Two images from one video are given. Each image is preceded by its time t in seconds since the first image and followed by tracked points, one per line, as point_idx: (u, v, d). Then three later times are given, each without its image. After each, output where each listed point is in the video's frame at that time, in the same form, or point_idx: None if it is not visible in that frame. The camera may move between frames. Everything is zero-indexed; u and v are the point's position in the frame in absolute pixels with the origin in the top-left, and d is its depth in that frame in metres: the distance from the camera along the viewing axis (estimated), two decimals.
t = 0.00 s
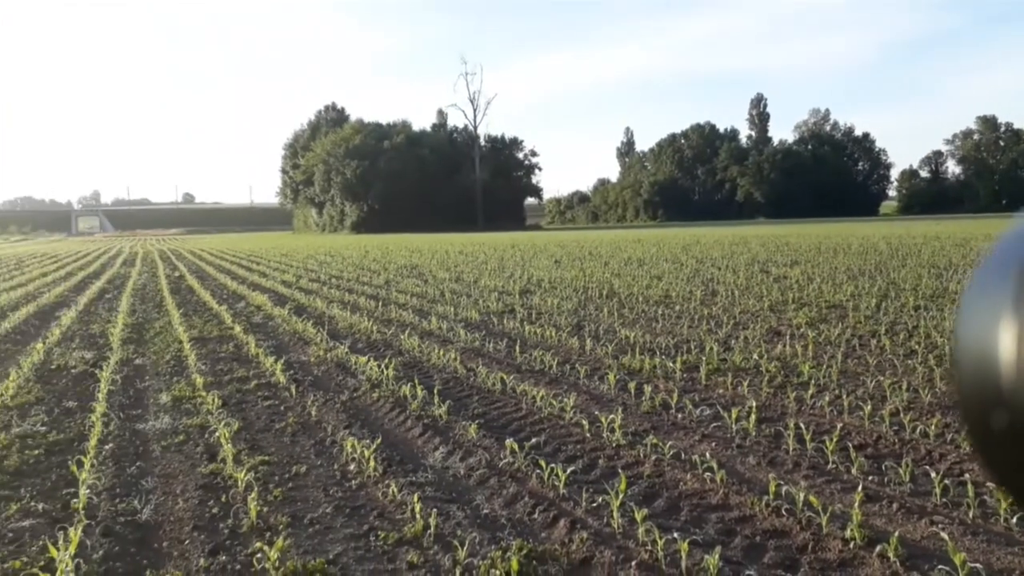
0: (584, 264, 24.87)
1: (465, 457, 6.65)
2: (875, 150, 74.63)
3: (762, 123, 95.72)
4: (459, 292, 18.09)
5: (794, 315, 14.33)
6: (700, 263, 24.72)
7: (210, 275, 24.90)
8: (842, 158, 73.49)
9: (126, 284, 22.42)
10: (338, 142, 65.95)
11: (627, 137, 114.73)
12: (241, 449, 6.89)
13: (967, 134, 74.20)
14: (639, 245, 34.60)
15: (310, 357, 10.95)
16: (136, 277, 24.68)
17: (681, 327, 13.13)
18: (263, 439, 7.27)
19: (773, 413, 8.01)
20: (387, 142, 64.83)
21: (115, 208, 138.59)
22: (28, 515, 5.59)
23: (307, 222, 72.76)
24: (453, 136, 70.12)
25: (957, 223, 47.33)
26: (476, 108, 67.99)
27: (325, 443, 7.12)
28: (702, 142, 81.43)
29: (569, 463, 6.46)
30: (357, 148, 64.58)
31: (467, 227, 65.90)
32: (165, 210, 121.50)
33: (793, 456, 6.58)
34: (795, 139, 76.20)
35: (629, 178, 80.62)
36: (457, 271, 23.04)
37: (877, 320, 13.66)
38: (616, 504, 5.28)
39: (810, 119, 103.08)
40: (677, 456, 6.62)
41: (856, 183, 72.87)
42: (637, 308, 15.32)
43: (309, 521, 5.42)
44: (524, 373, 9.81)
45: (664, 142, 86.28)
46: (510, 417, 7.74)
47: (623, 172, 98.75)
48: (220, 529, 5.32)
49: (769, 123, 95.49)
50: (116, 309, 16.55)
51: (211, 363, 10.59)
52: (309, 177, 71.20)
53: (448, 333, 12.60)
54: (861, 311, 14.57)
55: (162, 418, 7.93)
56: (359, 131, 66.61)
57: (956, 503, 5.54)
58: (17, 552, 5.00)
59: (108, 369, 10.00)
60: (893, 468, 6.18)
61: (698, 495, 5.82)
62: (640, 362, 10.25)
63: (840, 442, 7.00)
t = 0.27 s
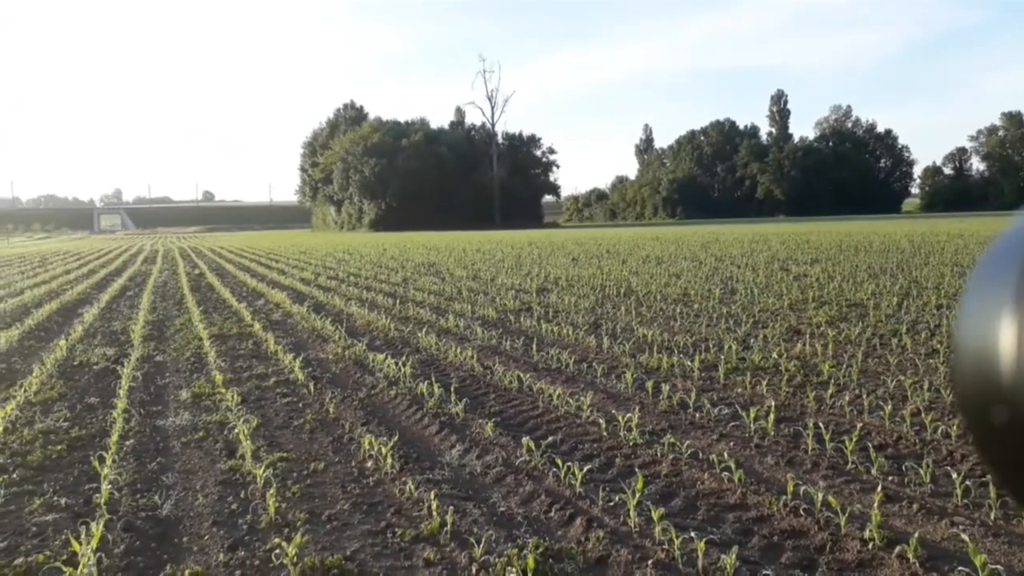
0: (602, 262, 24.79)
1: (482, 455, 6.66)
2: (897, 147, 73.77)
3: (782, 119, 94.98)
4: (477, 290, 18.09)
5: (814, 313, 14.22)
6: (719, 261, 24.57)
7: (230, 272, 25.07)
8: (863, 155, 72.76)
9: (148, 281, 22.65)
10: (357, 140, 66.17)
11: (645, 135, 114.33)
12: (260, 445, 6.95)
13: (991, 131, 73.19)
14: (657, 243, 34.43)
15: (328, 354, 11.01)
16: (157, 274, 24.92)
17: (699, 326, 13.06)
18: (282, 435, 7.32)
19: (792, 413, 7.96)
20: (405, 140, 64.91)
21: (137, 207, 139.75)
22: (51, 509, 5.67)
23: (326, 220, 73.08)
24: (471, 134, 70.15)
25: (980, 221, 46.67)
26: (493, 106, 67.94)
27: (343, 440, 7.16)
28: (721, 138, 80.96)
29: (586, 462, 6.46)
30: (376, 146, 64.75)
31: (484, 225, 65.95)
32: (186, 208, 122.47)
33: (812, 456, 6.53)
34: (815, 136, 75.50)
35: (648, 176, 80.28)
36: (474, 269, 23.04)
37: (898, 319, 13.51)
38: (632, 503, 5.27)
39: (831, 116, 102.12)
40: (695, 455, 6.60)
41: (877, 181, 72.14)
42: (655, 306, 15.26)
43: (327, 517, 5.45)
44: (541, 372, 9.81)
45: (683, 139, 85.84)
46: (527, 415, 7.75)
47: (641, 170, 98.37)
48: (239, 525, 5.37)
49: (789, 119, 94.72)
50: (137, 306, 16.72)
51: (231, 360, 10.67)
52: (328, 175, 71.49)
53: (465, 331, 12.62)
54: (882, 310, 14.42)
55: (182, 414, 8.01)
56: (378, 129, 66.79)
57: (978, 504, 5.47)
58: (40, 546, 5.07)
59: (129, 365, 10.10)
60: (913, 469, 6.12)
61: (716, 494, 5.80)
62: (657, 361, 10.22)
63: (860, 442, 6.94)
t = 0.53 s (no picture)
0: (612, 260, 24.72)
1: (490, 453, 6.66)
2: (910, 144, 73.14)
3: (795, 116, 94.44)
4: (487, 288, 18.07)
5: (826, 311, 14.16)
6: (730, 259, 24.44)
7: (241, 270, 25.17)
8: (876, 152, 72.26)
9: (160, 278, 22.76)
10: (367, 138, 66.24)
11: (657, 132, 114.01)
12: (270, 443, 6.97)
13: (1006, 127, 72.53)
14: (667, 241, 34.30)
15: (338, 352, 11.04)
16: (169, 272, 25.01)
17: (710, 324, 13.02)
18: (292, 433, 7.34)
19: (802, 412, 7.92)
20: (415, 138, 64.89)
21: (149, 205, 140.51)
22: (63, 505, 5.71)
23: (337, 218, 73.22)
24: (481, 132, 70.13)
25: (994, 219, 46.27)
26: (504, 103, 67.82)
27: (352, 438, 7.17)
28: (732, 135, 80.60)
29: (595, 460, 6.45)
30: (386, 144, 64.79)
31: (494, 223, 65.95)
32: (198, 205, 122.92)
33: (823, 455, 6.50)
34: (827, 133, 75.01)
35: (658, 173, 80.04)
36: (484, 267, 23.03)
37: (910, 317, 13.42)
38: (641, 502, 5.26)
39: (844, 112, 101.50)
40: (704, 454, 6.58)
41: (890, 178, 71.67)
42: (665, 304, 15.22)
43: (336, 515, 5.46)
44: (550, 370, 9.80)
45: (694, 136, 85.51)
46: (537, 413, 7.75)
47: (652, 167, 98.05)
48: (249, 522, 5.39)
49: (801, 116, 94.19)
50: (149, 304, 16.80)
51: (242, 358, 10.71)
52: (339, 173, 71.61)
53: (475, 329, 12.62)
54: (894, 308, 14.32)
55: (193, 411, 8.04)
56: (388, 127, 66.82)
57: (990, 504, 5.43)
58: (52, 542, 5.10)
59: (141, 363, 10.15)
60: (925, 468, 6.08)
61: (726, 493, 5.78)
62: (668, 359, 10.19)
63: (871, 441, 6.91)
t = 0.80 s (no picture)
0: (618, 259, 24.71)
1: (495, 452, 6.67)
2: (918, 142, 72.66)
3: (801, 115, 94.15)
4: (492, 287, 18.08)
5: (832, 311, 14.11)
6: (736, 258, 24.42)
7: (248, 269, 25.23)
8: (883, 151, 72.01)
9: (167, 277, 22.85)
10: (373, 137, 66.29)
11: (663, 131, 113.83)
12: (276, 441, 7.00)
13: (1014, 126, 72.14)
14: (673, 239, 34.27)
15: (344, 351, 11.07)
16: (175, 271, 25.10)
17: (716, 323, 13.00)
18: (298, 431, 7.37)
19: (808, 411, 7.91)
20: (421, 137, 64.91)
21: (156, 204, 140.96)
22: (70, 503, 5.74)
23: (343, 217, 73.32)
24: (487, 131, 70.13)
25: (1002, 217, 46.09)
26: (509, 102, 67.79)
27: (358, 436, 7.20)
28: (738, 134, 80.41)
29: (600, 459, 6.46)
30: (392, 144, 64.84)
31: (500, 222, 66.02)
32: (204, 204, 123.24)
33: (828, 454, 6.49)
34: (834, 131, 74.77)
35: (664, 172, 79.92)
36: (491, 266, 23.04)
37: (917, 316, 13.37)
38: (646, 501, 5.27)
39: (851, 110, 101.08)
40: (709, 453, 6.58)
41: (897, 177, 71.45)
42: (671, 303, 15.21)
43: (341, 513, 5.48)
44: (556, 369, 9.81)
45: (701, 134, 85.36)
46: (542, 412, 7.76)
47: (658, 166, 97.91)
48: (255, 520, 5.41)
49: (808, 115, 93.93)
50: (156, 303, 16.86)
51: (248, 356, 10.74)
52: (345, 172, 71.70)
53: (481, 328, 12.63)
54: (901, 307, 14.28)
55: (199, 410, 8.08)
56: (394, 126, 66.87)
57: (996, 504, 5.41)
58: (59, 540, 5.13)
59: (148, 361, 10.20)
60: (931, 468, 6.07)
61: (731, 493, 5.78)
62: (673, 359, 10.19)
63: (876, 441, 6.90)
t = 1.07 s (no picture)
0: (620, 258, 24.68)
1: (497, 451, 6.67)
2: (921, 142, 72.59)
3: (804, 113, 94.00)
4: (495, 286, 18.07)
5: (835, 310, 14.09)
6: (739, 257, 24.41)
7: (251, 268, 25.24)
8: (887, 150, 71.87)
9: (170, 276, 22.90)
10: (376, 136, 66.30)
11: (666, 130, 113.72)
12: (278, 440, 7.00)
13: (1018, 125, 71.96)
14: (676, 238, 34.23)
15: (347, 350, 11.09)
16: (179, 270, 25.12)
17: (718, 322, 12.99)
18: (300, 430, 7.37)
19: (810, 411, 7.90)
20: (424, 136, 64.89)
21: (160, 203, 141.20)
22: (73, 502, 5.75)
23: (346, 216, 73.37)
24: (489, 130, 70.12)
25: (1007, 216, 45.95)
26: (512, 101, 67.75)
27: (359, 436, 7.21)
28: (741, 132, 80.31)
29: (601, 459, 6.46)
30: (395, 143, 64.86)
31: (503, 221, 66.06)
32: (208, 203, 123.35)
33: (830, 454, 6.48)
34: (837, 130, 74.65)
35: (668, 171, 79.86)
36: (493, 265, 23.05)
37: (920, 316, 13.35)
38: (647, 500, 5.26)
39: (854, 109, 100.93)
40: (711, 453, 6.57)
41: (900, 176, 71.31)
42: (673, 303, 15.20)
43: (343, 513, 5.49)
44: (557, 368, 9.80)
45: (704, 133, 85.27)
46: (544, 411, 7.75)
47: (661, 164, 97.82)
48: (256, 520, 5.41)
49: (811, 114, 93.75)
50: (159, 302, 16.87)
51: (250, 355, 10.75)
52: (348, 171, 71.71)
53: (483, 328, 12.63)
54: (903, 306, 14.27)
55: (202, 409, 8.10)
56: (397, 124, 66.87)
57: (999, 504, 5.40)
58: (62, 539, 5.14)
59: (150, 360, 10.20)
60: (933, 468, 6.06)
61: (732, 492, 5.77)
62: (675, 358, 10.17)
63: (878, 441, 6.89)
